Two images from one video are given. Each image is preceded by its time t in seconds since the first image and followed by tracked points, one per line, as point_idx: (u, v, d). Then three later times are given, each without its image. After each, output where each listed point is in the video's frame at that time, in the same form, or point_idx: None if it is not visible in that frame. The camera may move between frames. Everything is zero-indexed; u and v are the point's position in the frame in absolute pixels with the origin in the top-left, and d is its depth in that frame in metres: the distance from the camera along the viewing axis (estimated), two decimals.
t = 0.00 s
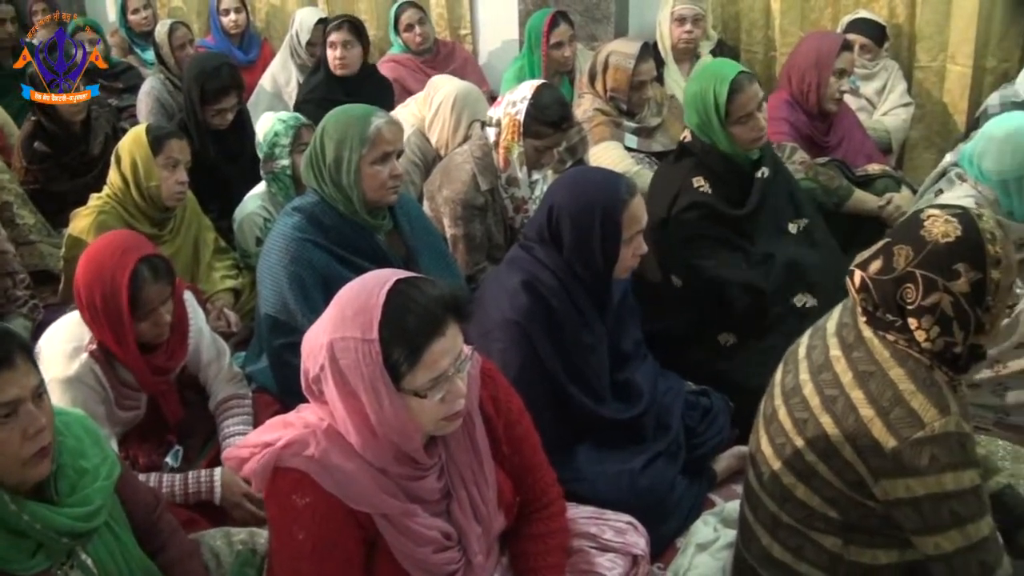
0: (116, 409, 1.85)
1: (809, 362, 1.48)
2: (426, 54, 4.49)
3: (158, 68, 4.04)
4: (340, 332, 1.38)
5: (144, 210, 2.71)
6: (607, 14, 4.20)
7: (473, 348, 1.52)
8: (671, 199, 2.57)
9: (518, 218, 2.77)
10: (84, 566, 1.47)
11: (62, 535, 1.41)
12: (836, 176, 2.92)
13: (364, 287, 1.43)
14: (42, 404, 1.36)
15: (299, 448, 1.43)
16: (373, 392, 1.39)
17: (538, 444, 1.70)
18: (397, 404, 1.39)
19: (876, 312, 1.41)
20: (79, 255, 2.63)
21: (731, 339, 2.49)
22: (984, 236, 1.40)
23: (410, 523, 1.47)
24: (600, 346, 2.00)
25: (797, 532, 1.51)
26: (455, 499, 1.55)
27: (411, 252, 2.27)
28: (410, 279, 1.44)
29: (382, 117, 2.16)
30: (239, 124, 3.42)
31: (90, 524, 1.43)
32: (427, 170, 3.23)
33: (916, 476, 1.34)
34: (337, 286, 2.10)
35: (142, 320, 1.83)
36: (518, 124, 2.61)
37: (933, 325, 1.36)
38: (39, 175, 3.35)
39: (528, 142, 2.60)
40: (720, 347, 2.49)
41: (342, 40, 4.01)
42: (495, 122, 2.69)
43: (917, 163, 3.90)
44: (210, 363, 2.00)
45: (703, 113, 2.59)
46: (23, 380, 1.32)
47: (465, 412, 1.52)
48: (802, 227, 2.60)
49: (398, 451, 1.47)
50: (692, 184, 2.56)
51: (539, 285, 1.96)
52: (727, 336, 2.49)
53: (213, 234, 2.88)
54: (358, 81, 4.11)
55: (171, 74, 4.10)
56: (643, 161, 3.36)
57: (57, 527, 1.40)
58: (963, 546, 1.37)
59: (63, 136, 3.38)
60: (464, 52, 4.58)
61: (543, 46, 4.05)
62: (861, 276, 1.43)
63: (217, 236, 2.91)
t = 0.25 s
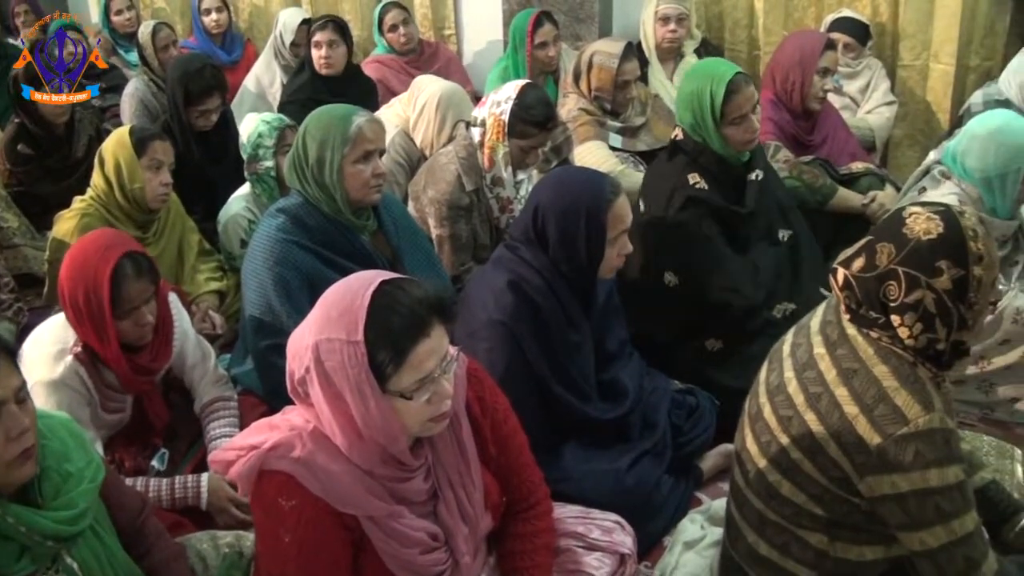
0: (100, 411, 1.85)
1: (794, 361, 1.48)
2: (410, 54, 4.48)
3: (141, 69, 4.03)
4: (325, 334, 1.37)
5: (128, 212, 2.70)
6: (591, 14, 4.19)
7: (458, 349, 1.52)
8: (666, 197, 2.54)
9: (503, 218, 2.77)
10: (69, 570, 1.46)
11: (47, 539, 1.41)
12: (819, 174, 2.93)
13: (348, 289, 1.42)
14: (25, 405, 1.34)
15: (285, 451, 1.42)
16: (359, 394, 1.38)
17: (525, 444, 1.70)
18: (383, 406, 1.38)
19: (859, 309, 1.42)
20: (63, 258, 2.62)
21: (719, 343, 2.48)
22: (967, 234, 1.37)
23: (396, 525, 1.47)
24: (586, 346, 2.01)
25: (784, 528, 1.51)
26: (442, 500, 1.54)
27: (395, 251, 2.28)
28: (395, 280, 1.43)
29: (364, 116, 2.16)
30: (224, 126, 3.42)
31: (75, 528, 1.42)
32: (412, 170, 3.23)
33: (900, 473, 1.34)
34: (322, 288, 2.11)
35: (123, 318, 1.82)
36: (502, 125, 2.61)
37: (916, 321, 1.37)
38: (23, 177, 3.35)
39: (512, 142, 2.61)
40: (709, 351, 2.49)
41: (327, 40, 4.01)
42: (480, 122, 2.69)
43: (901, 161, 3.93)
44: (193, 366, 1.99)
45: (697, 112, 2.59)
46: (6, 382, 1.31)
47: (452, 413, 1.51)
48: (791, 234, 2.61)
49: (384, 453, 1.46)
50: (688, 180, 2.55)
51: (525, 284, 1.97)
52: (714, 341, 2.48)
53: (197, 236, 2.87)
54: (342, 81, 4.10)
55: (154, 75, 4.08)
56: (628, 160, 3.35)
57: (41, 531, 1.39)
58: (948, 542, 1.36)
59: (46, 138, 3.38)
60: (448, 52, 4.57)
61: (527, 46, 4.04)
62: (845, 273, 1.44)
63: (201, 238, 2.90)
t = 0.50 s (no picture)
0: (83, 414, 1.85)
1: (777, 358, 1.48)
2: (394, 55, 4.46)
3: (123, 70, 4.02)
4: (309, 335, 1.36)
5: (111, 214, 2.68)
6: (574, 13, 4.20)
7: (443, 349, 1.51)
8: (651, 197, 2.55)
9: (488, 218, 2.77)
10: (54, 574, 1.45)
11: (31, 543, 1.40)
12: (803, 173, 2.95)
13: (332, 289, 1.41)
14: (9, 408, 1.33)
15: (270, 453, 1.41)
16: (344, 395, 1.38)
17: (511, 444, 1.69)
18: (368, 407, 1.37)
19: (843, 307, 1.42)
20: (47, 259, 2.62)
21: (698, 347, 2.48)
22: (949, 231, 1.37)
23: (382, 526, 1.46)
24: (570, 346, 2.01)
25: (769, 526, 1.51)
26: (427, 500, 1.54)
27: (379, 251, 2.28)
28: (379, 281, 1.42)
29: (347, 117, 2.16)
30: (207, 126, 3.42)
31: (60, 532, 1.41)
32: (396, 170, 3.23)
33: (885, 470, 1.34)
34: (307, 289, 2.11)
35: (102, 305, 1.84)
36: (486, 125, 2.63)
37: (900, 319, 1.37)
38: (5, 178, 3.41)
39: (496, 142, 2.64)
40: (688, 354, 2.49)
41: (310, 41, 4.00)
42: (463, 123, 2.70)
43: (885, 159, 3.95)
44: (178, 367, 2.00)
45: (690, 117, 2.60)
46: None
47: (436, 413, 1.50)
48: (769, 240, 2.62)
49: (369, 454, 1.45)
50: (672, 186, 2.56)
51: (509, 284, 1.97)
52: (695, 343, 2.48)
53: (181, 237, 2.86)
54: (325, 82, 4.10)
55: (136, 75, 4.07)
56: (611, 160, 3.38)
57: (25, 535, 1.38)
58: (933, 538, 1.36)
59: (28, 140, 3.44)
60: (432, 53, 4.56)
61: (511, 46, 4.04)
62: (828, 271, 1.43)
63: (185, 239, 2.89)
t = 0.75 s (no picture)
0: (68, 414, 1.86)
1: (764, 357, 1.48)
2: (381, 57, 4.45)
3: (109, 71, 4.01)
4: (297, 337, 1.36)
5: (97, 215, 2.67)
6: (561, 13, 4.20)
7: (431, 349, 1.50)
8: (637, 199, 2.57)
9: (475, 218, 2.77)
10: None
11: (21, 548, 1.39)
12: (790, 172, 2.97)
13: (320, 291, 1.40)
14: None
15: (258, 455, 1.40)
16: (331, 397, 1.37)
17: (499, 444, 1.68)
18: (355, 408, 1.37)
19: (830, 305, 1.42)
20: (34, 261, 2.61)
21: (684, 350, 2.50)
22: (933, 229, 1.38)
23: (370, 527, 1.46)
24: (558, 346, 2.01)
25: (757, 524, 1.52)
26: (415, 501, 1.53)
27: (367, 253, 2.28)
28: (367, 282, 1.42)
29: (336, 118, 2.17)
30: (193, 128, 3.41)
31: (50, 536, 1.40)
32: (384, 170, 3.22)
33: (872, 467, 1.34)
34: (295, 291, 2.11)
35: (79, 293, 1.85)
36: (474, 124, 2.63)
37: (886, 317, 1.37)
38: None
39: (483, 142, 2.64)
40: (673, 357, 2.51)
41: (295, 43, 4.00)
42: (451, 123, 2.70)
43: (871, 158, 3.97)
44: (165, 368, 2.01)
45: (681, 121, 2.61)
46: None
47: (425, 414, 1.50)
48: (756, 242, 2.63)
49: (357, 455, 1.45)
50: (658, 193, 2.56)
51: (497, 284, 1.97)
52: (680, 347, 2.50)
53: (168, 239, 2.85)
54: (312, 84, 4.09)
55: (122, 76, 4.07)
56: (599, 159, 3.38)
57: (15, 540, 1.38)
58: (920, 535, 1.37)
59: (15, 142, 3.43)
60: (419, 53, 4.56)
61: (498, 46, 4.04)
62: (814, 271, 1.44)
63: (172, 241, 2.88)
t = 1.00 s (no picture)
0: (53, 416, 1.86)
1: (752, 357, 1.48)
2: (369, 58, 4.45)
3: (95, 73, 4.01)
4: (285, 339, 1.36)
5: (83, 217, 2.66)
6: (549, 14, 4.21)
7: (420, 351, 1.50)
8: (622, 200, 2.57)
9: (464, 219, 2.77)
10: None
11: (11, 554, 1.38)
12: (777, 172, 2.97)
13: (308, 293, 1.40)
14: None
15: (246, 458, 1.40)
16: (320, 399, 1.37)
17: (488, 446, 1.67)
18: (344, 410, 1.36)
19: (817, 304, 1.42)
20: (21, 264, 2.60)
21: (671, 352, 2.49)
22: (921, 229, 1.38)
23: (359, 529, 1.45)
24: (547, 346, 2.01)
25: (747, 522, 1.52)
26: (405, 503, 1.52)
27: (356, 254, 2.28)
28: (355, 284, 1.41)
29: (322, 119, 2.17)
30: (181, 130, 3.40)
31: (40, 541, 1.39)
32: (372, 171, 3.22)
33: (861, 465, 1.35)
34: (283, 292, 2.11)
35: (58, 282, 1.85)
36: (462, 125, 2.63)
37: (873, 316, 1.37)
38: None
39: (472, 143, 2.64)
40: (659, 359, 2.50)
41: (282, 46, 3.99)
42: (439, 124, 2.71)
43: (860, 157, 3.98)
44: (152, 369, 2.00)
45: (665, 122, 2.62)
46: None
47: (414, 417, 1.49)
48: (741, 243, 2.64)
49: (346, 457, 1.44)
50: (641, 195, 2.56)
51: (485, 284, 1.97)
52: (666, 349, 2.49)
53: (156, 241, 2.84)
54: (300, 85, 4.08)
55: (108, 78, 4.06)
56: (588, 160, 3.39)
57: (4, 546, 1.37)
58: (910, 532, 1.37)
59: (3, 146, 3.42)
60: (407, 54, 4.55)
61: (486, 47, 4.04)
62: (801, 270, 1.44)
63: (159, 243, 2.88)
